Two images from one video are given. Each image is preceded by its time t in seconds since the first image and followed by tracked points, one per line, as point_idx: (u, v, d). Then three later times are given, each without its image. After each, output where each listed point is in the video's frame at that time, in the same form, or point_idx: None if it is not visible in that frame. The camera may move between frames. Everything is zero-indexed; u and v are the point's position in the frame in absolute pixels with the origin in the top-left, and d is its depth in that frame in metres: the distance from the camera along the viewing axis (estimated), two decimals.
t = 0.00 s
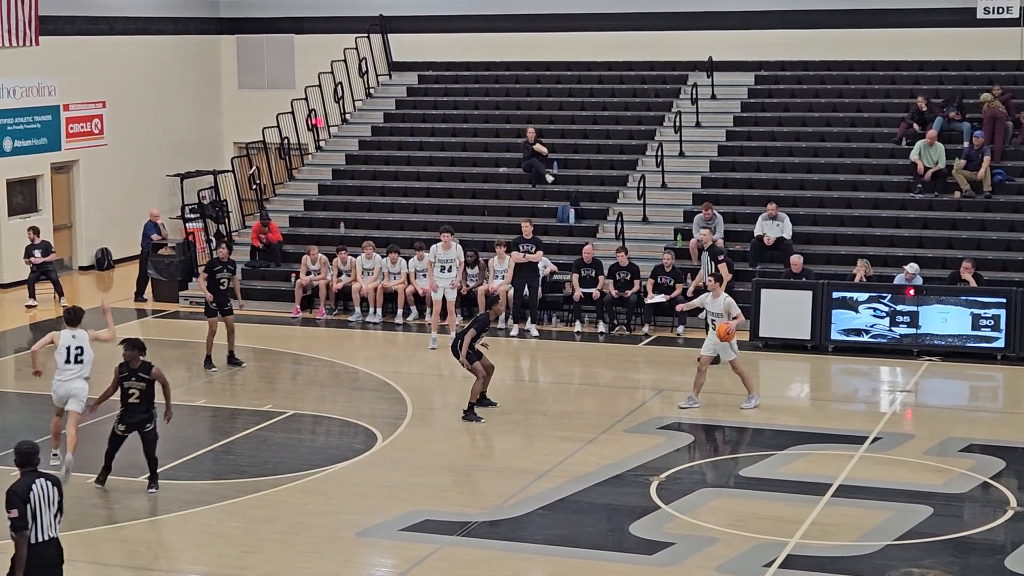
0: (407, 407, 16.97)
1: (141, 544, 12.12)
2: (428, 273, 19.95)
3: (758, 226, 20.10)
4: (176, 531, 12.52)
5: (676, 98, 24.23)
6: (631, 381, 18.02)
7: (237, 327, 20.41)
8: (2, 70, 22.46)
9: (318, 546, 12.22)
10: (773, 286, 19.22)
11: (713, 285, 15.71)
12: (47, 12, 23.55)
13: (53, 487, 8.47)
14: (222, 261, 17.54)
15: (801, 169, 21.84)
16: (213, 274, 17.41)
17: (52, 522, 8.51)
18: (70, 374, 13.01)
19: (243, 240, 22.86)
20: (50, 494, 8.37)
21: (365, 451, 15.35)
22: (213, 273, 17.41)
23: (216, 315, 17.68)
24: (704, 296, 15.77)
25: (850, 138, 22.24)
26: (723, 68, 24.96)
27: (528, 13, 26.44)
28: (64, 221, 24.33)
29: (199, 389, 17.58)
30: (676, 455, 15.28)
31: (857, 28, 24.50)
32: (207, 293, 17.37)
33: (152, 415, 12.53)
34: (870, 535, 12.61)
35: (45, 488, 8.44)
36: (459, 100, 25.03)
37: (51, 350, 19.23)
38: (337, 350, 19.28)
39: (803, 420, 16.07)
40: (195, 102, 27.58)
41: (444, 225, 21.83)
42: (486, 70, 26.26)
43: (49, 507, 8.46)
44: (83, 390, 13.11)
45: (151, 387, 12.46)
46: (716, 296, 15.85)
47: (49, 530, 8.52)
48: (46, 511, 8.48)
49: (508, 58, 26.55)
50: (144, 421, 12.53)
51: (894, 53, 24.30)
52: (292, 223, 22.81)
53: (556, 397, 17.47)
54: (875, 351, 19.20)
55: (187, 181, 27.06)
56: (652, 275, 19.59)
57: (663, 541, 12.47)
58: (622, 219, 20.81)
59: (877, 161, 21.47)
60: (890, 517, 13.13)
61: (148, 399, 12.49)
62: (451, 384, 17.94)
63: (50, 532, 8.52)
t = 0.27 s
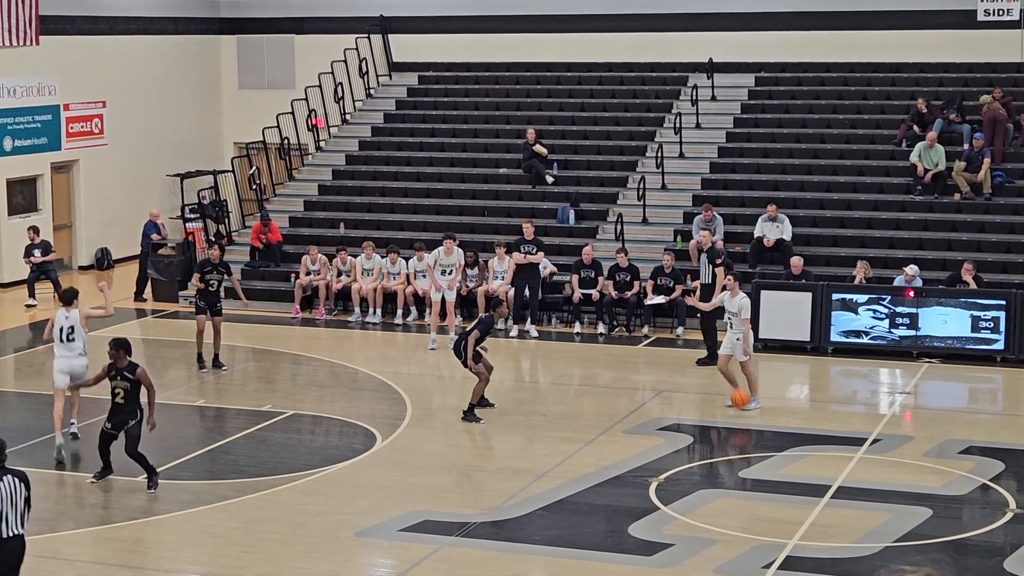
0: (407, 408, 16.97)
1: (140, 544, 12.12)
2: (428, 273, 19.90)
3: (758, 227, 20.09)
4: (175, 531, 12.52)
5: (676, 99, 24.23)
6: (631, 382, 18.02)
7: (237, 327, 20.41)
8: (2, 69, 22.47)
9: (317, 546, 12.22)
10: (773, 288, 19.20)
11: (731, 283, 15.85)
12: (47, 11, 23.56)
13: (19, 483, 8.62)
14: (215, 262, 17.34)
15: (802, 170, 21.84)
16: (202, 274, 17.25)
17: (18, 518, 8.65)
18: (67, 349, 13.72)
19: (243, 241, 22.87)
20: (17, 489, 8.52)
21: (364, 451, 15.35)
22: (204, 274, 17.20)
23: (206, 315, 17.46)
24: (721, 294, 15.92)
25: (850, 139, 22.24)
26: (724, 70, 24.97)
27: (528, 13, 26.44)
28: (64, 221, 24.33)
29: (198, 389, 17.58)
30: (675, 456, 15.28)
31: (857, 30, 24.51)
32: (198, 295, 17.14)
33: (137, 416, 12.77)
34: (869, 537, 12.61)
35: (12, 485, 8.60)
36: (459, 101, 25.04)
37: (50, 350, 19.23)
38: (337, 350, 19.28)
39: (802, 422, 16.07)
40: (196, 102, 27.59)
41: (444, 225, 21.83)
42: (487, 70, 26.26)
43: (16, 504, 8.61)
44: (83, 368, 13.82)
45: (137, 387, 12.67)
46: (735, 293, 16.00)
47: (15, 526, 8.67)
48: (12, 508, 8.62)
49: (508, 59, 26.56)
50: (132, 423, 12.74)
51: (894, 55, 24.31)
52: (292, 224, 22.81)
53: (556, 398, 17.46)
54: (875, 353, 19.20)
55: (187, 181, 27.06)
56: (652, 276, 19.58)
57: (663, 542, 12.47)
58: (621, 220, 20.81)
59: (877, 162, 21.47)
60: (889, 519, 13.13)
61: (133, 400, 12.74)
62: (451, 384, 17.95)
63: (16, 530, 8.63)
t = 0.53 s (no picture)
0: (406, 409, 16.97)
1: (139, 545, 12.11)
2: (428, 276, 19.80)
3: (758, 230, 20.10)
4: (174, 531, 12.52)
5: (676, 101, 24.24)
6: (630, 384, 18.01)
7: (236, 328, 20.40)
8: (2, 70, 22.47)
9: (315, 548, 12.21)
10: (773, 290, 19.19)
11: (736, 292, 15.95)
12: (48, 12, 23.56)
13: None
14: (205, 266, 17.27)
15: (802, 173, 21.85)
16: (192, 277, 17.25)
17: None
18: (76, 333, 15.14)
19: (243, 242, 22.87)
20: None
21: (363, 453, 15.35)
22: (193, 278, 17.18)
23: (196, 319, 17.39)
24: (725, 304, 15.93)
25: (850, 142, 22.24)
26: (724, 72, 24.97)
27: (529, 15, 26.46)
28: (64, 221, 24.33)
29: (197, 390, 17.58)
30: (674, 458, 15.28)
31: (858, 33, 24.52)
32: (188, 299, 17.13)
33: (139, 422, 12.67)
34: (868, 540, 12.61)
35: None
36: (459, 102, 25.05)
37: (50, 350, 19.23)
38: (336, 351, 19.27)
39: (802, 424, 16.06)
40: (196, 103, 27.59)
41: (444, 227, 21.82)
42: (487, 72, 26.24)
43: None
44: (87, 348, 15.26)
45: (134, 393, 12.58)
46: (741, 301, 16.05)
47: None
48: None
49: (509, 61, 26.57)
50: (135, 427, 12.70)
51: (894, 57, 24.32)
52: (292, 225, 22.81)
53: (555, 400, 17.46)
54: (875, 356, 19.20)
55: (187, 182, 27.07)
56: (652, 278, 19.59)
57: (662, 545, 12.47)
58: (621, 222, 20.82)
59: (877, 165, 21.47)
60: (889, 521, 13.12)
61: (135, 404, 12.67)
62: (450, 385, 17.96)
63: None
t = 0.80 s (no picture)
0: (409, 412, 16.97)
1: (141, 548, 12.11)
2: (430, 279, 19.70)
3: (760, 233, 20.09)
4: (177, 534, 12.53)
5: (679, 104, 24.26)
6: (632, 387, 18.01)
7: (239, 331, 20.41)
8: (5, 72, 22.48)
9: (317, 551, 12.21)
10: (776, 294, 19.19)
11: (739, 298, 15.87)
12: (51, 15, 23.57)
13: None
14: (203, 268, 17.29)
15: (804, 176, 21.86)
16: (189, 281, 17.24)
17: None
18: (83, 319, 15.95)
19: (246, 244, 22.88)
20: None
21: (365, 456, 15.35)
22: (191, 280, 17.17)
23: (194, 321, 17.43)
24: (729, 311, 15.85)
25: (853, 145, 22.24)
26: (727, 75, 24.98)
27: (532, 18, 26.47)
28: (67, 224, 24.35)
29: (200, 392, 17.59)
30: (677, 461, 15.27)
31: (861, 36, 24.53)
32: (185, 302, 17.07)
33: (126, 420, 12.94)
34: (870, 543, 12.60)
35: None
36: (462, 105, 25.06)
37: (53, 353, 19.24)
38: (339, 354, 19.28)
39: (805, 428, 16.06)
40: (199, 105, 27.61)
41: (446, 230, 21.83)
42: (490, 75, 26.24)
43: None
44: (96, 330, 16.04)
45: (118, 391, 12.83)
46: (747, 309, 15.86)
47: None
48: None
49: (512, 64, 26.57)
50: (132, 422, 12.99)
51: (897, 60, 24.33)
52: (294, 227, 22.82)
53: (557, 403, 17.45)
54: (877, 359, 19.19)
55: (190, 184, 27.09)
56: (654, 282, 19.60)
57: (664, 548, 12.47)
58: (624, 225, 20.80)
59: (880, 168, 21.48)
60: (891, 525, 13.12)
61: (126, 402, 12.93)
62: (452, 388, 17.95)
63: None
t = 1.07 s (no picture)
0: (416, 414, 16.97)
1: (149, 549, 12.12)
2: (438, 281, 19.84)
3: (768, 235, 20.03)
4: (186, 535, 12.54)
5: (687, 106, 24.25)
6: (640, 390, 18.00)
7: (247, 333, 20.43)
8: (13, 74, 22.51)
9: (325, 552, 12.21)
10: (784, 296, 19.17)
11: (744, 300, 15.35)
12: (58, 17, 23.60)
13: None
14: (210, 268, 17.17)
15: (812, 178, 21.85)
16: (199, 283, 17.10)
17: None
18: (96, 306, 16.73)
19: (253, 246, 22.91)
20: None
21: (373, 457, 15.36)
22: (202, 283, 17.04)
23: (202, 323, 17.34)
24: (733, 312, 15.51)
25: (861, 148, 22.24)
26: (735, 77, 24.97)
27: (540, 21, 26.50)
28: (75, 226, 24.39)
29: (207, 394, 17.60)
30: (684, 464, 15.27)
31: (869, 38, 24.52)
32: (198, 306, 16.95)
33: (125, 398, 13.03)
34: (878, 546, 12.59)
35: None
36: (470, 108, 25.07)
37: (60, 355, 19.28)
38: (346, 356, 19.30)
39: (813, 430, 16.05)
40: (208, 108, 27.65)
41: (454, 232, 21.85)
42: (497, 77, 26.25)
43: None
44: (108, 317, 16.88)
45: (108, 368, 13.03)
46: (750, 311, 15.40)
47: None
48: None
49: (520, 66, 26.60)
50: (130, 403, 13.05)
51: (905, 62, 24.31)
52: (302, 230, 22.85)
53: (565, 405, 17.46)
54: (885, 361, 19.18)
55: (199, 186, 27.12)
56: (662, 284, 19.62)
57: (672, 550, 12.46)
58: (632, 227, 20.77)
59: (888, 171, 21.47)
60: (899, 527, 13.11)
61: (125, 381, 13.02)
62: (460, 390, 17.96)
63: None
